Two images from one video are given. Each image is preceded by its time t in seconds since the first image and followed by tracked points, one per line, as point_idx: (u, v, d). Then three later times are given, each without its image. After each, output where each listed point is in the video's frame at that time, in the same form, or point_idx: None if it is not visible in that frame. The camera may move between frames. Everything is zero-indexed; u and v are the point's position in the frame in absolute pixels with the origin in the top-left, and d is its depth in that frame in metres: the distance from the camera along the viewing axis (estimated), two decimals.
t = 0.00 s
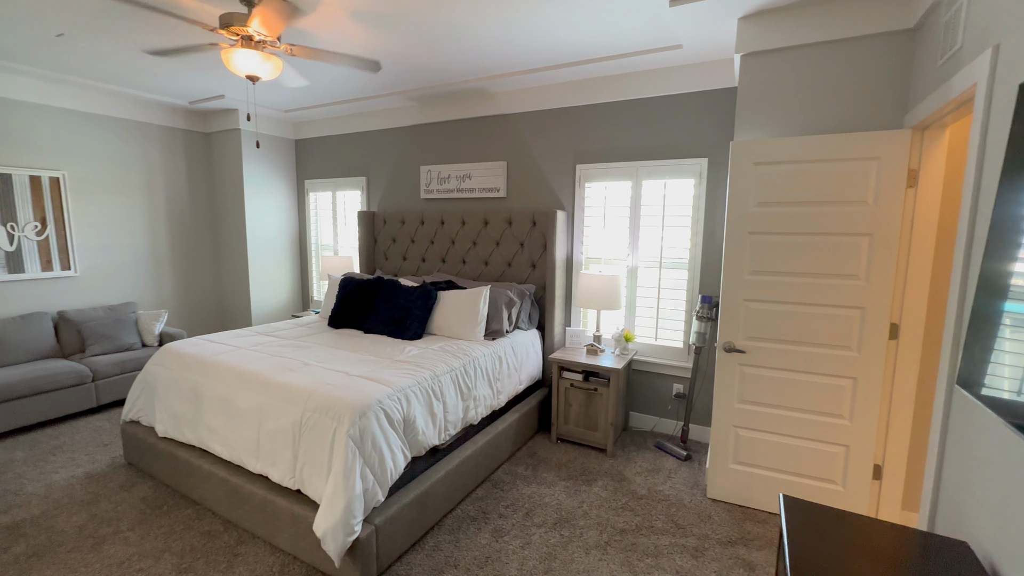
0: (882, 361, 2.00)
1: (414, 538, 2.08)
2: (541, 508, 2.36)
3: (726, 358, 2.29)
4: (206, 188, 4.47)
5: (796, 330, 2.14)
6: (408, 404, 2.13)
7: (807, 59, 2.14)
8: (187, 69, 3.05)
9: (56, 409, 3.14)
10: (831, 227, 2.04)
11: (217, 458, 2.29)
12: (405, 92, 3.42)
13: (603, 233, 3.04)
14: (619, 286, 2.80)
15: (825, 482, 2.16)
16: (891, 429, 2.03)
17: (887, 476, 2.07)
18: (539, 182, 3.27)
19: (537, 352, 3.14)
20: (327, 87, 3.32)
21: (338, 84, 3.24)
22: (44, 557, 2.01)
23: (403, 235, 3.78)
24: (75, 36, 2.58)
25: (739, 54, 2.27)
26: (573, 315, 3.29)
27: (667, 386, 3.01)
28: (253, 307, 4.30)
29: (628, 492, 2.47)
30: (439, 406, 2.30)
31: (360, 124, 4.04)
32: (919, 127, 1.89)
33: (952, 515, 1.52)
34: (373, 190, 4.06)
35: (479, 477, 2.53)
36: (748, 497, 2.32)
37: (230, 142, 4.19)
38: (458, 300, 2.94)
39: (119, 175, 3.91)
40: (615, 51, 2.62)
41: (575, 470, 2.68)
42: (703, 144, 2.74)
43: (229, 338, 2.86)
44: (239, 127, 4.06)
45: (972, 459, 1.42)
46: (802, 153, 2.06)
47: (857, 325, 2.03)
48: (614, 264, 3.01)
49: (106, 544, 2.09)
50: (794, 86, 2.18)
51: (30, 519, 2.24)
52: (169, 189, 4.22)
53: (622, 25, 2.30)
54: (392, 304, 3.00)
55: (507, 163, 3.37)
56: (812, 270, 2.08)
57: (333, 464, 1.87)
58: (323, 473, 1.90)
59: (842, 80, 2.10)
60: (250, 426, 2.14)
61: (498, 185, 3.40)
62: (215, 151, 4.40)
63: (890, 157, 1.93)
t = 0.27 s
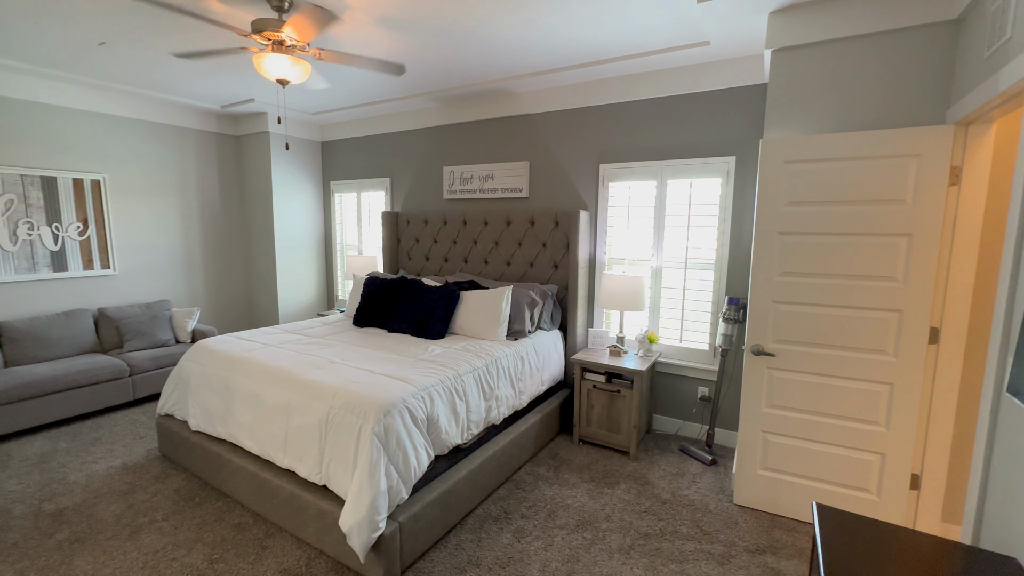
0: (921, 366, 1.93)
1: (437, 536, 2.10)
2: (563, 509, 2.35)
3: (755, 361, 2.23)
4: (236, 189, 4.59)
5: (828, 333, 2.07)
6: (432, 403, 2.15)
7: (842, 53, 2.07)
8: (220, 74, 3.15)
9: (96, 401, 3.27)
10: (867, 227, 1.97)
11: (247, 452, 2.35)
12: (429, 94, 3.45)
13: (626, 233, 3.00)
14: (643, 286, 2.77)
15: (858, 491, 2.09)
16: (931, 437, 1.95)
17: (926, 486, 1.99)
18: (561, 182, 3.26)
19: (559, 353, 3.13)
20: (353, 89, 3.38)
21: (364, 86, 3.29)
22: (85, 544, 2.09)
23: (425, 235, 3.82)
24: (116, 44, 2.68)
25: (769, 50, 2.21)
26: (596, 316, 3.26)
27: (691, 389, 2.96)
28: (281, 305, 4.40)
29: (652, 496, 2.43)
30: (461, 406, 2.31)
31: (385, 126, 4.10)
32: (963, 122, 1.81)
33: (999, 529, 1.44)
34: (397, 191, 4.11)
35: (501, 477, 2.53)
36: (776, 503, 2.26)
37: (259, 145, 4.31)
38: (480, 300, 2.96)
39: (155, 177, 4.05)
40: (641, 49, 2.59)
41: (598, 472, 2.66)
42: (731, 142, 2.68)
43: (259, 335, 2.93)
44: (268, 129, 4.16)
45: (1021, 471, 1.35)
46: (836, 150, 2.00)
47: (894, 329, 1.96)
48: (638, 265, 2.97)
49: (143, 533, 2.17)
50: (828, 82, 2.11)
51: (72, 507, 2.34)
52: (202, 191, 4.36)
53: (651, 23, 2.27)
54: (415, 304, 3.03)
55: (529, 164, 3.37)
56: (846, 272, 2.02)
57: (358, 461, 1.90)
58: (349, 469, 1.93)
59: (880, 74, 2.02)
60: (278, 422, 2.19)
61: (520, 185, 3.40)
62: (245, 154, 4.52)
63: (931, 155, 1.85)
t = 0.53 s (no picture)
0: (962, 372, 1.85)
1: (459, 535, 2.10)
2: (585, 512, 2.33)
3: (783, 365, 2.17)
4: (264, 191, 4.71)
5: (862, 337, 2.00)
6: (454, 402, 2.16)
7: (878, 47, 2.00)
8: (249, 78, 3.23)
9: (132, 396, 3.40)
10: (904, 226, 1.89)
11: (274, 447, 2.41)
12: (451, 95, 3.47)
13: (650, 233, 2.96)
14: (667, 287, 2.72)
15: (893, 500, 2.01)
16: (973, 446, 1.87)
17: (967, 498, 1.90)
18: (584, 182, 3.24)
19: (581, 353, 3.11)
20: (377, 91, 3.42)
21: (387, 88, 3.33)
22: (122, 533, 2.17)
23: (447, 235, 3.84)
24: (152, 50, 2.78)
25: (800, 44, 2.15)
26: (618, 317, 3.23)
27: (717, 392, 2.91)
28: (306, 304, 4.49)
29: (675, 500, 2.39)
30: (483, 405, 2.32)
31: (407, 127, 4.14)
32: (1009, 116, 1.73)
33: None
34: (419, 191, 4.15)
35: (522, 478, 2.52)
36: (806, 511, 2.20)
37: (286, 147, 4.41)
38: (502, 301, 2.96)
39: (187, 179, 4.18)
40: (666, 46, 2.55)
41: (620, 475, 2.63)
42: (759, 140, 2.62)
43: (285, 334, 2.99)
44: (295, 132, 4.26)
45: None
46: (872, 147, 1.93)
47: (933, 333, 1.88)
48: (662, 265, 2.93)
49: (175, 524, 2.24)
50: (863, 76, 2.04)
51: (110, 497, 2.43)
52: (231, 192, 4.48)
53: (676, 20, 2.24)
54: (437, 303, 3.05)
55: (551, 163, 3.36)
56: (881, 273, 1.94)
57: (382, 459, 1.92)
58: (373, 467, 1.95)
59: (919, 67, 1.94)
60: (304, 419, 2.24)
61: (542, 185, 3.40)
62: (272, 156, 4.63)
63: (974, 150, 1.77)
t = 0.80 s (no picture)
0: (1009, 379, 1.76)
1: (481, 534, 2.11)
2: (607, 514, 2.30)
3: (815, 369, 2.10)
4: (290, 192, 4.81)
5: (900, 340, 1.92)
6: (477, 402, 2.16)
7: (918, 39, 1.92)
8: (277, 82, 3.30)
9: (165, 391, 3.51)
10: (946, 225, 1.81)
11: (300, 444, 2.45)
12: (473, 95, 3.49)
13: (674, 232, 2.91)
14: (692, 288, 2.67)
15: (933, 511, 1.93)
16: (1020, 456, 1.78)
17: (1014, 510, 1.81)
18: (607, 181, 3.21)
19: (603, 355, 3.08)
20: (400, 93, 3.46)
21: (411, 89, 3.36)
22: (156, 524, 2.25)
23: (469, 235, 3.86)
24: (186, 56, 2.86)
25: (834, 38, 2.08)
26: (641, 318, 3.18)
27: (743, 396, 2.84)
28: (331, 303, 4.58)
29: (701, 505, 2.34)
30: (505, 406, 2.31)
31: (429, 128, 4.17)
32: None
33: None
34: (441, 192, 4.18)
35: (544, 479, 2.51)
36: (838, 520, 2.12)
37: (312, 149, 4.49)
38: (524, 301, 2.95)
39: (218, 181, 4.31)
40: (693, 43, 2.50)
41: (643, 478, 2.59)
42: (790, 137, 2.54)
43: (311, 332, 3.05)
44: (320, 134, 4.34)
45: None
46: (911, 143, 1.85)
47: (976, 337, 1.80)
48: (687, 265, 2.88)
49: (206, 516, 2.31)
50: (901, 69, 1.96)
51: (145, 489, 2.52)
52: (259, 194, 4.60)
53: (704, 16, 2.19)
54: (459, 303, 3.06)
55: (574, 163, 3.34)
56: (921, 274, 1.87)
57: (405, 457, 1.93)
58: (396, 465, 1.97)
59: (964, 58, 1.85)
60: (329, 416, 2.27)
61: (564, 184, 3.38)
62: (298, 158, 4.73)
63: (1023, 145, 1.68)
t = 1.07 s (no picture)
0: None
1: (504, 534, 2.10)
2: (632, 518, 2.27)
3: (851, 373, 2.03)
4: (317, 193, 4.91)
5: (944, 344, 1.84)
6: (501, 402, 2.16)
7: (964, 28, 1.83)
8: (305, 85, 3.37)
9: (199, 387, 3.63)
10: (995, 224, 1.72)
11: (327, 440, 2.50)
12: (497, 95, 3.49)
13: (702, 232, 2.85)
14: (720, 289, 2.61)
15: (980, 524, 1.83)
16: None
17: None
18: (632, 180, 3.17)
19: (627, 356, 3.04)
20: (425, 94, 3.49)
21: (435, 90, 3.39)
22: (190, 514, 2.32)
23: (492, 235, 3.87)
24: (220, 62, 2.95)
25: (872, 29, 2.00)
26: (667, 319, 3.13)
27: (774, 400, 2.76)
28: (356, 302, 4.65)
29: (729, 511, 2.29)
30: (529, 406, 2.30)
31: (453, 129, 4.20)
32: None
33: None
34: (465, 192, 4.20)
35: (568, 480, 2.49)
36: (876, 531, 2.04)
37: (339, 151, 4.58)
38: (548, 301, 2.94)
39: (248, 183, 4.43)
40: (722, 37, 2.45)
41: (669, 482, 2.54)
42: (824, 133, 2.46)
43: (337, 330, 3.11)
44: (347, 136, 4.42)
45: None
46: (957, 137, 1.77)
47: None
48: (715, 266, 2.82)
49: (238, 509, 2.37)
50: (946, 60, 1.88)
51: (180, 480, 2.61)
52: (288, 195, 4.71)
53: (735, 9, 2.14)
54: (482, 303, 3.07)
55: (598, 162, 3.31)
56: (967, 275, 1.78)
57: (430, 455, 1.95)
58: (421, 463, 1.98)
59: (1016, 47, 1.75)
60: (356, 413, 2.31)
61: (589, 184, 3.35)
62: (325, 160, 4.82)
63: None
